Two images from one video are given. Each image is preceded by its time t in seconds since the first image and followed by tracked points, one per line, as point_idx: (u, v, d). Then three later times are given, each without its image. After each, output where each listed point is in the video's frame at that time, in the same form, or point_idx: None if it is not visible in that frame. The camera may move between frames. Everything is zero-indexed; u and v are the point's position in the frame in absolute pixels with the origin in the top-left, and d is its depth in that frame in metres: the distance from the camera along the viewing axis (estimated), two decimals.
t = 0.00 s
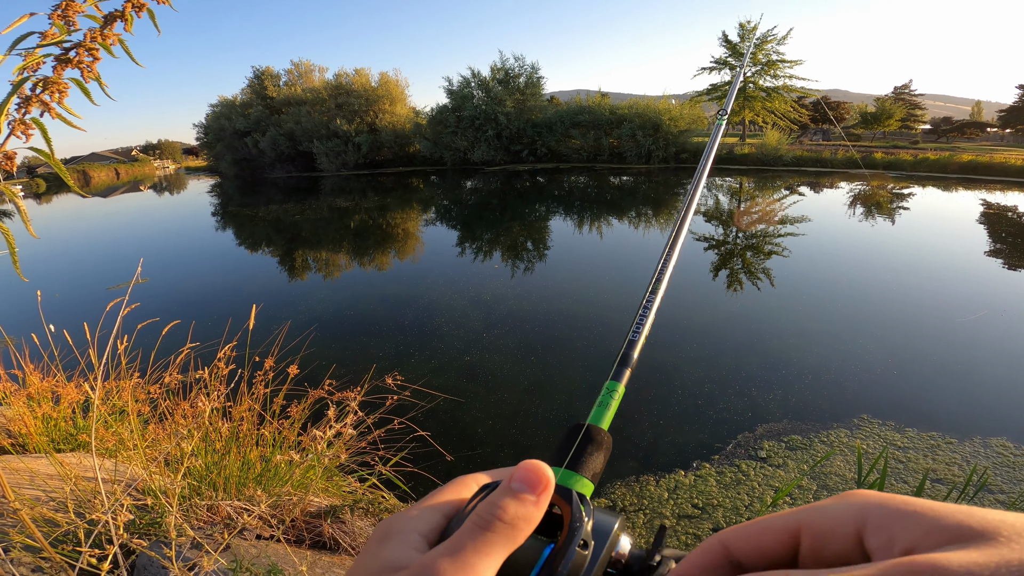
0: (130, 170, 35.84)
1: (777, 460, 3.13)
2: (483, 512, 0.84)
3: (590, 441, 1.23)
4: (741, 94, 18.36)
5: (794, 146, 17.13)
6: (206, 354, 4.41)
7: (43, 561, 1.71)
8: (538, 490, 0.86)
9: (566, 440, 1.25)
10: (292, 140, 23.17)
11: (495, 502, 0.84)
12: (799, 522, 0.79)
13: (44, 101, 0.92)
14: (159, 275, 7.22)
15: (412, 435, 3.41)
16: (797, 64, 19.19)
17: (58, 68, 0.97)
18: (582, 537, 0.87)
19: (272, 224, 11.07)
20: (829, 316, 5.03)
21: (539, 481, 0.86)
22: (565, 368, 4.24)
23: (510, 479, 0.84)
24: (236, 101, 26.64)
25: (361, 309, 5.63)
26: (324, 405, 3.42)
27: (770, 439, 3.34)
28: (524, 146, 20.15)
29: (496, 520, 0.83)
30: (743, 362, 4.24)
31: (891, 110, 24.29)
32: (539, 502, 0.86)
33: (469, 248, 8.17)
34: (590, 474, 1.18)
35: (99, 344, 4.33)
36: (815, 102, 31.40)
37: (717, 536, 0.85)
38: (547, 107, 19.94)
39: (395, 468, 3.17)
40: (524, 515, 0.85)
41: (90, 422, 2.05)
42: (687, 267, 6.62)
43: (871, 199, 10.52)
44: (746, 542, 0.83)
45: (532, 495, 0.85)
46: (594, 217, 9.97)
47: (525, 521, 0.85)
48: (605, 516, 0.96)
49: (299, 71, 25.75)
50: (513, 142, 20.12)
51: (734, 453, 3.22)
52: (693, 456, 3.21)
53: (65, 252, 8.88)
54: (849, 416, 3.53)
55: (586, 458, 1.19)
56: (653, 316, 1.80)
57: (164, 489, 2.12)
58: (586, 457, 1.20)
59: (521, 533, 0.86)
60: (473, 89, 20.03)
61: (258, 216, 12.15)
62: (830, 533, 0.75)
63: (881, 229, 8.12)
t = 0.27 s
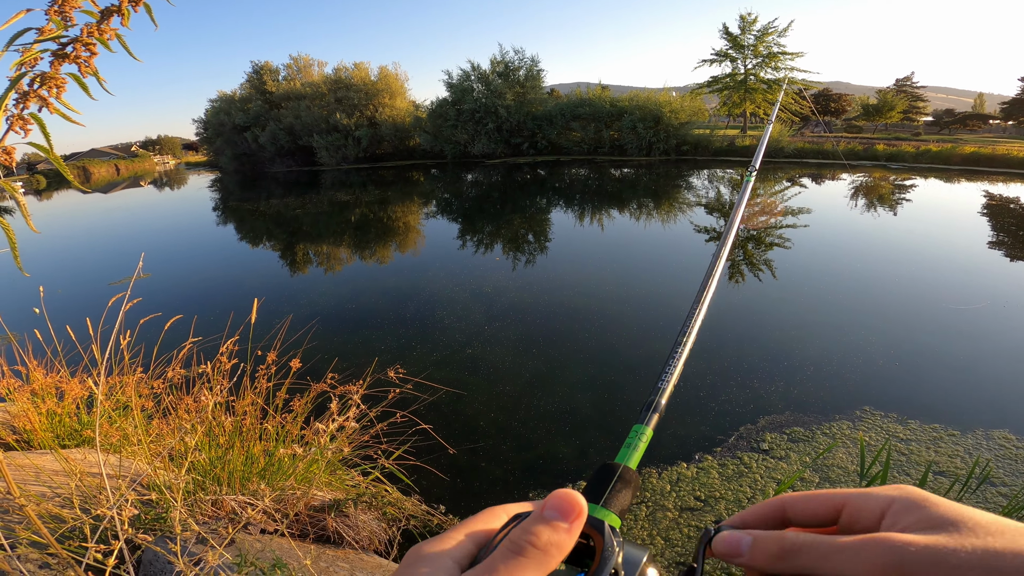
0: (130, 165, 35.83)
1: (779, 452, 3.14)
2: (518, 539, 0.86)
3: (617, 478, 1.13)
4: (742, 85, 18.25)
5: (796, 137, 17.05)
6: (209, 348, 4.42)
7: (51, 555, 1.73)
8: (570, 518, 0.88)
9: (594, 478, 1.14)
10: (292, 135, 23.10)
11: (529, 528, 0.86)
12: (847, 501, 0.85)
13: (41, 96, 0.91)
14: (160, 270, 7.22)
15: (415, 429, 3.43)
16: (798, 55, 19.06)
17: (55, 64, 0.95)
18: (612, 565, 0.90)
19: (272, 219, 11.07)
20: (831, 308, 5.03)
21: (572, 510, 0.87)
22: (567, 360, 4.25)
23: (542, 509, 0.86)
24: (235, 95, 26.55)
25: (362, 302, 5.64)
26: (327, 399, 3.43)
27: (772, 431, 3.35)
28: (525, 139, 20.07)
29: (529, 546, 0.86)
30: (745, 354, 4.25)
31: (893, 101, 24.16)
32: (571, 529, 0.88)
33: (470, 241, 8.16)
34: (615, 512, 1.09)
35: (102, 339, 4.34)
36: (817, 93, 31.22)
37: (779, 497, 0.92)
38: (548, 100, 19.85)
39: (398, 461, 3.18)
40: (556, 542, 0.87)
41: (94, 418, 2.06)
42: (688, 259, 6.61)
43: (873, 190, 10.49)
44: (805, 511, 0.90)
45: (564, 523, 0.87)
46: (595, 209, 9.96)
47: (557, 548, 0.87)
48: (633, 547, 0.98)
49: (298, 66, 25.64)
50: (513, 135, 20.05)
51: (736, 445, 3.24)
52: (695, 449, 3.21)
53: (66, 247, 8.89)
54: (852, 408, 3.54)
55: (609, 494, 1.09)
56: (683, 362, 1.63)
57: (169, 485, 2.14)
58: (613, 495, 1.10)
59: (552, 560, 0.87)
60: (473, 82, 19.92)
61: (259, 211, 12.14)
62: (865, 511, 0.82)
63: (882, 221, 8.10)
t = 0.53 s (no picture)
0: (119, 176, 35.67)
1: (774, 457, 3.15)
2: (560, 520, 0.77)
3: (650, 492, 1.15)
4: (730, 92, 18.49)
5: (784, 143, 17.24)
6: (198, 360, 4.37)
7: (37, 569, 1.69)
8: (611, 497, 0.80)
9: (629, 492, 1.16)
10: (282, 144, 23.03)
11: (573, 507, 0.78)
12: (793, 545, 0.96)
13: (22, 108, 0.89)
14: (149, 281, 7.15)
15: (409, 439, 3.41)
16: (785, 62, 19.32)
17: (34, 75, 0.94)
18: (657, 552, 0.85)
19: (263, 228, 11.01)
20: (822, 312, 5.07)
21: (613, 489, 0.79)
22: (560, 368, 4.24)
23: (582, 485, 0.78)
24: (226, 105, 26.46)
25: (354, 312, 5.61)
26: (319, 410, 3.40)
27: (766, 436, 3.36)
28: (516, 146, 20.14)
29: (569, 525, 0.77)
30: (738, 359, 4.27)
31: (878, 106, 24.52)
32: (612, 510, 0.79)
33: (462, 250, 8.16)
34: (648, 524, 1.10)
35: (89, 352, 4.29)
36: (804, 99, 31.63)
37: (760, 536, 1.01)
38: (539, 108, 19.95)
39: (392, 472, 3.16)
40: (598, 524, 0.78)
41: (82, 430, 2.03)
42: (680, 266, 6.65)
43: (860, 195, 10.61)
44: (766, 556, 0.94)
45: (605, 502, 0.79)
46: (587, 217, 9.99)
47: (599, 528, 0.78)
48: (673, 548, 0.95)
49: (289, 75, 25.62)
50: (505, 142, 20.11)
51: (731, 451, 3.24)
52: (690, 455, 3.21)
53: (52, 259, 8.78)
54: (844, 412, 3.56)
55: (641, 502, 1.12)
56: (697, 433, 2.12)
57: (159, 496, 2.10)
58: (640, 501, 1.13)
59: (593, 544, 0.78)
60: (464, 90, 19.98)
61: (249, 220, 12.07)
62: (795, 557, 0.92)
63: (870, 225, 8.20)
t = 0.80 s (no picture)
0: (103, 179, 35.11)
1: (763, 458, 3.17)
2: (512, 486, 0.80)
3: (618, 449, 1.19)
4: (718, 95, 18.70)
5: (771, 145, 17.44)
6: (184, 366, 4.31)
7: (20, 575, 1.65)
8: (563, 460, 0.82)
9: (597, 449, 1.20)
10: (270, 147, 22.83)
11: (523, 475, 0.80)
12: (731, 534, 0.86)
13: None
14: (133, 287, 7.03)
15: (399, 444, 3.38)
16: (771, 66, 19.56)
17: (9, 80, 0.91)
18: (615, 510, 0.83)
19: (251, 232, 10.89)
20: (810, 313, 5.13)
21: (563, 452, 0.82)
22: (551, 371, 4.24)
23: (533, 451, 0.80)
24: (212, 107, 26.18)
25: (343, 317, 5.56)
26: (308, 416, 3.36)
27: (756, 437, 3.38)
28: (506, 149, 20.17)
29: (523, 492, 0.80)
30: (727, 360, 4.30)
31: (862, 108, 24.92)
32: (563, 473, 0.82)
33: (452, 253, 8.13)
34: (615, 481, 1.14)
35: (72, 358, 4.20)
36: (790, 101, 32.03)
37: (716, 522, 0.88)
38: (528, 110, 19.99)
39: (383, 478, 3.14)
40: (551, 487, 0.81)
41: (64, 436, 1.99)
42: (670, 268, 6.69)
43: (846, 196, 10.77)
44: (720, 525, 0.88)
45: (556, 466, 0.82)
46: (576, 219, 10.02)
47: (551, 493, 0.80)
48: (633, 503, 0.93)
49: (276, 77, 25.42)
50: (495, 145, 20.13)
51: (721, 452, 3.26)
52: (681, 457, 3.22)
53: (33, 265, 8.60)
54: (832, 412, 3.60)
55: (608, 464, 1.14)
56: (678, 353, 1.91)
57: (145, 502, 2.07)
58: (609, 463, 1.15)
59: (546, 506, 0.81)
60: (454, 92, 20.00)
61: (236, 224, 11.94)
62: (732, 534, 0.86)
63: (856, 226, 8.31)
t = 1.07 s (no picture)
0: (103, 178, 35.11)
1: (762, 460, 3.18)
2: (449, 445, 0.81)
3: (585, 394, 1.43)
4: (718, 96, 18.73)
5: (771, 146, 17.44)
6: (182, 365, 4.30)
7: None
8: (498, 412, 0.84)
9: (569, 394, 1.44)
10: (270, 146, 22.81)
11: (460, 436, 0.81)
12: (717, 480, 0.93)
13: None
14: (131, 285, 7.03)
15: (397, 443, 3.38)
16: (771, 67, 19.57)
17: (5, 76, 0.93)
18: (567, 468, 0.85)
19: (250, 231, 10.89)
20: (810, 315, 5.13)
21: (498, 404, 0.84)
22: (549, 372, 4.23)
23: (468, 404, 0.81)
24: (212, 106, 26.15)
25: (342, 316, 5.56)
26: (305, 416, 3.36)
27: (754, 438, 3.38)
28: (506, 149, 20.15)
29: (458, 449, 0.81)
30: (725, 362, 4.30)
31: (862, 110, 24.92)
32: (499, 427, 0.83)
33: (452, 253, 8.13)
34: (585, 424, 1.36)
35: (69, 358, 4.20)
36: (790, 103, 32.03)
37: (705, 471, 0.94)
38: (528, 111, 19.98)
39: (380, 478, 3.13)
40: (487, 442, 0.82)
41: (60, 435, 1.99)
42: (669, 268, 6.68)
43: (845, 198, 10.77)
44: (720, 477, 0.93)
45: (492, 419, 0.83)
46: (576, 220, 10.01)
47: (489, 446, 0.82)
48: (593, 456, 0.95)
49: (277, 76, 25.41)
50: (495, 145, 20.11)
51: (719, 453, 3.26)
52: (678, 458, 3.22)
53: (31, 263, 8.59)
54: (830, 413, 3.60)
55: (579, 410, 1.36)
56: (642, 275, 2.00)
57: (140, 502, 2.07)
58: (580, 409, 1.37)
59: (484, 465, 0.82)
60: (453, 92, 20.02)
61: (236, 224, 11.93)
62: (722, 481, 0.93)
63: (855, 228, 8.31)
